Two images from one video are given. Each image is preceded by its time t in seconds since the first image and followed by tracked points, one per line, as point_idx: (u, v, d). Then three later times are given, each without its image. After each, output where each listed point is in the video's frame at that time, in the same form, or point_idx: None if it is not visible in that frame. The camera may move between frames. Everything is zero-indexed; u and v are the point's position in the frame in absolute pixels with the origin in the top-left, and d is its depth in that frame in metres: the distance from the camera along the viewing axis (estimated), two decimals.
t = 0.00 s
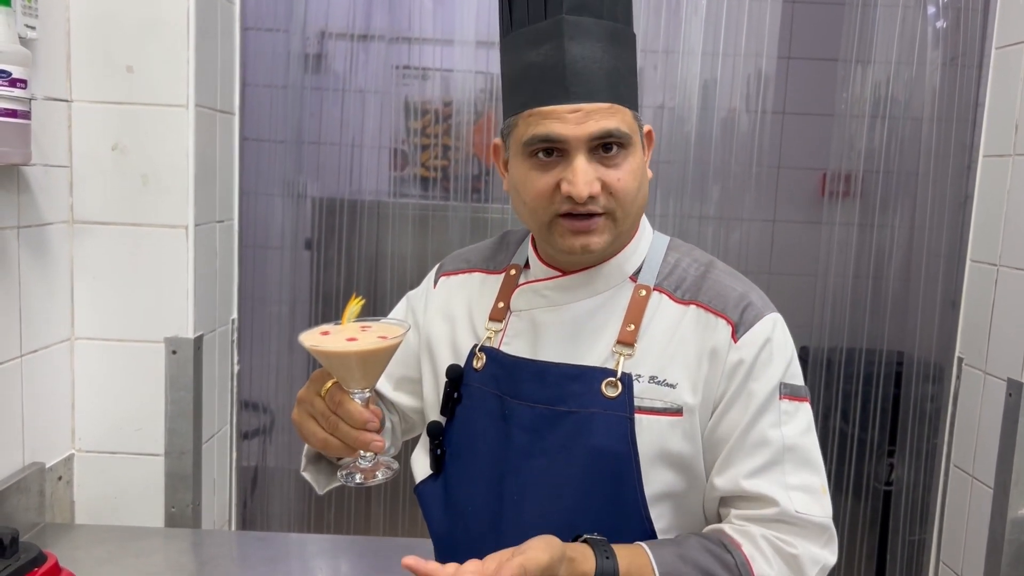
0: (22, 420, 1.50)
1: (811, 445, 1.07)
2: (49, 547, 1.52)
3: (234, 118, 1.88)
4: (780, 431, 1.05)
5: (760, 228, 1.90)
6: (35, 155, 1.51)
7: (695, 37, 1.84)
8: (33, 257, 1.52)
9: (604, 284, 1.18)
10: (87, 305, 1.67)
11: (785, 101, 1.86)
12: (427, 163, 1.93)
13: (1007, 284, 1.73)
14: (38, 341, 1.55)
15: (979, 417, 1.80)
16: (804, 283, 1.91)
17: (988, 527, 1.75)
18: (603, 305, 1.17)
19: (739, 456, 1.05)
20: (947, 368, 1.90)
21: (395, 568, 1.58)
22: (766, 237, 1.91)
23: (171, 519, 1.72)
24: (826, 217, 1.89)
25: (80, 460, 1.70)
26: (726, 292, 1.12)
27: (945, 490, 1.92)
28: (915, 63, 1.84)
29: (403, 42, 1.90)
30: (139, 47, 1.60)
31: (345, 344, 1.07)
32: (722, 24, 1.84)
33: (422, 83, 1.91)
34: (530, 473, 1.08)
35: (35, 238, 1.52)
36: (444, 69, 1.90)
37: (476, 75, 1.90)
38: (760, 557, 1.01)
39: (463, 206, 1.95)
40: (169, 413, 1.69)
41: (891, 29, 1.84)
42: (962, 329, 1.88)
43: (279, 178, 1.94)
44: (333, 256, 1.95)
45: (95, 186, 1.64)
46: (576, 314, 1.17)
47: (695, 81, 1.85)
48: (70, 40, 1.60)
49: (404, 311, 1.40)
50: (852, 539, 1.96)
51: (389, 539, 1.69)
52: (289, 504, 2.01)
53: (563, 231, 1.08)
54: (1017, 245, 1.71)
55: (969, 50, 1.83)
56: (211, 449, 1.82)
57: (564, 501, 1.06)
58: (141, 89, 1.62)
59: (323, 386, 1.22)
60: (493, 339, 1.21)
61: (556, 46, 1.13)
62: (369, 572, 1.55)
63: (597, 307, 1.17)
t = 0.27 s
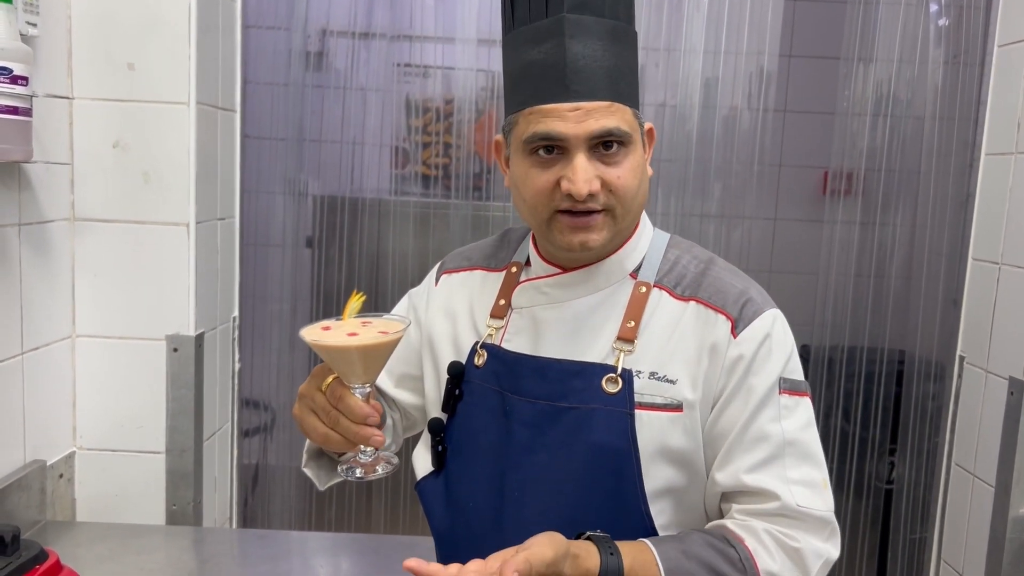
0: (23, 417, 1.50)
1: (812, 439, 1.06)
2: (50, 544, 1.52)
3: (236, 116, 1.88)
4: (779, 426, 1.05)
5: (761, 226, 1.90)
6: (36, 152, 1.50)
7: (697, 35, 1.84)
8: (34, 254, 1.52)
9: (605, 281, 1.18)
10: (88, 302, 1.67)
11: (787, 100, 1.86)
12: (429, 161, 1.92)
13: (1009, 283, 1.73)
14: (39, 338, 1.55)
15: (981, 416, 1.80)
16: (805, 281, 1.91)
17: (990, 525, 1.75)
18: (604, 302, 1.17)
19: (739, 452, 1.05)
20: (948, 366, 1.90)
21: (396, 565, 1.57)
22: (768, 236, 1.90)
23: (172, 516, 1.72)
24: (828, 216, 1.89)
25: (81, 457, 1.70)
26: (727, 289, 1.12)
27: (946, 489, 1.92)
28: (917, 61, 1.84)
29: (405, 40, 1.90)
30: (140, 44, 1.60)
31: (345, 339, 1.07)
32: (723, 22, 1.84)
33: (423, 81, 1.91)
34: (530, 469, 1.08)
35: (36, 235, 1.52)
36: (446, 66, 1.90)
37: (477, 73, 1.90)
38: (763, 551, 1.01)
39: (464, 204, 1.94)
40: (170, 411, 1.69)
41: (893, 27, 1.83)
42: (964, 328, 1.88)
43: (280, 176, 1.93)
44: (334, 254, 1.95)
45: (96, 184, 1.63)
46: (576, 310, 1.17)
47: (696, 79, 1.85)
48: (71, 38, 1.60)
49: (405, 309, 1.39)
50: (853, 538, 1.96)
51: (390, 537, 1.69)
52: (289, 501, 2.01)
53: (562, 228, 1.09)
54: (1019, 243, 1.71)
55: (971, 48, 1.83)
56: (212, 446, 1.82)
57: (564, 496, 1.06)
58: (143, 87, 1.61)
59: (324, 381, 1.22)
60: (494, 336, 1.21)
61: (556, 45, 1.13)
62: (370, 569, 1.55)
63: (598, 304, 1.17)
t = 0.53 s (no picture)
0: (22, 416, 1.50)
1: (808, 437, 1.06)
2: (50, 543, 1.52)
3: (236, 114, 1.88)
4: (776, 424, 1.05)
5: (761, 225, 1.90)
6: (35, 150, 1.50)
7: (698, 33, 1.84)
8: (34, 252, 1.51)
9: (605, 280, 1.18)
10: (88, 300, 1.67)
11: (787, 98, 1.86)
12: (428, 160, 1.92)
13: (1009, 282, 1.73)
14: (39, 337, 1.55)
15: (981, 414, 1.80)
16: (805, 280, 1.91)
17: (990, 524, 1.75)
18: (602, 300, 1.17)
19: (735, 450, 1.04)
20: (948, 365, 1.90)
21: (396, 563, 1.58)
22: (768, 235, 1.90)
23: (172, 515, 1.72)
24: (828, 214, 1.89)
25: (81, 456, 1.70)
26: (726, 286, 1.12)
27: (946, 488, 1.92)
28: (918, 60, 1.84)
29: (405, 38, 1.90)
30: (140, 42, 1.60)
31: (345, 337, 1.07)
32: (724, 21, 1.83)
33: (423, 80, 1.91)
34: (529, 466, 1.08)
35: (35, 233, 1.52)
36: (446, 65, 1.90)
37: (477, 72, 1.90)
38: (762, 549, 1.00)
39: (464, 203, 1.94)
40: (170, 409, 1.69)
41: (894, 26, 1.83)
42: (964, 327, 1.88)
43: (280, 174, 1.93)
44: (334, 253, 1.95)
45: (96, 182, 1.63)
46: (575, 307, 1.17)
47: (697, 78, 1.85)
48: (71, 36, 1.60)
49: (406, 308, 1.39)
50: (853, 537, 1.96)
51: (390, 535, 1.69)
52: (289, 500, 2.01)
53: (548, 236, 1.10)
54: (1020, 241, 1.71)
55: (971, 48, 1.83)
56: (212, 445, 1.82)
57: (563, 494, 1.06)
58: (143, 85, 1.61)
59: (323, 379, 1.22)
60: (493, 334, 1.20)
61: (556, 47, 1.13)
62: (370, 568, 1.55)
63: (597, 301, 1.17)
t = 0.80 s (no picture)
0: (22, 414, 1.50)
1: (810, 437, 1.06)
2: (50, 541, 1.52)
3: (235, 113, 1.88)
4: (779, 423, 1.04)
5: (760, 224, 1.90)
6: (35, 148, 1.50)
7: (697, 33, 1.84)
8: (34, 251, 1.52)
9: (605, 279, 1.18)
10: (88, 299, 1.67)
11: (786, 97, 1.86)
12: (428, 159, 1.92)
13: (1008, 281, 1.73)
14: (39, 335, 1.55)
15: (980, 413, 1.80)
16: (804, 280, 1.91)
17: (988, 522, 1.75)
18: (602, 300, 1.18)
19: (739, 449, 1.03)
20: (947, 364, 1.90)
21: (395, 562, 1.58)
22: (767, 234, 1.90)
23: (171, 513, 1.72)
24: (827, 214, 1.89)
25: (80, 454, 1.70)
26: (727, 287, 1.12)
27: (944, 487, 1.92)
28: (917, 60, 1.84)
29: (404, 37, 1.90)
30: (140, 42, 1.60)
31: (347, 334, 1.07)
32: (724, 20, 1.83)
33: (423, 79, 1.91)
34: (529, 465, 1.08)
35: (35, 232, 1.52)
36: (446, 64, 1.90)
37: (477, 70, 1.90)
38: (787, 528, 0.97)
39: (464, 202, 1.94)
40: (170, 408, 1.69)
41: (893, 25, 1.83)
42: (963, 326, 1.88)
43: (280, 174, 1.93)
44: (334, 252, 1.95)
45: (95, 181, 1.64)
46: (574, 308, 1.18)
47: (696, 77, 1.85)
48: (71, 35, 1.60)
49: (405, 306, 1.40)
50: (851, 535, 1.97)
51: (389, 533, 1.69)
52: (289, 499, 2.02)
53: (551, 233, 1.10)
54: (1019, 240, 1.71)
55: (971, 47, 1.83)
56: (212, 443, 1.82)
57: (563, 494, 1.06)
58: (143, 85, 1.61)
59: (324, 377, 1.22)
60: (493, 334, 1.21)
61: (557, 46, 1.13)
62: (369, 566, 1.56)
63: (597, 302, 1.18)
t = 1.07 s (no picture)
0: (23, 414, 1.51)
1: (817, 440, 1.06)
2: (50, 540, 1.53)
3: (234, 112, 1.88)
4: (785, 426, 1.04)
5: (759, 224, 1.90)
6: (35, 148, 1.51)
7: (697, 33, 1.84)
8: (33, 251, 1.52)
9: (605, 280, 1.18)
10: (88, 299, 1.67)
11: (785, 97, 1.86)
12: (427, 159, 1.93)
13: (1006, 281, 1.74)
14: (39, 335, 1.55)
15: (978, 413, 1.81)
16: (802, 279, 1.92)
17: (986, 521, 1.76)
18: (605, 301, 1.18)
19: (746, 453, 1.03)
20: (946, 364, 1.91)
21: (394, 561, 1.58)
22: (766, 234, 1.91)
23: (171, 513, 1.73)
24: (826, 213, 1.89)
25: (80, 454, 1.70)
26: (731, 289, 1.13)
27: (943, 486, 1.92)
28: (916, 60, 1.84)
29: (404, 37, 1.90)
30: (139, 41, 1.60)
31: (351, 338, 1.08)
32: (723, 20, 1.84)
33: (422, 79, 1.91)
34: (535, 467, 1.08)
35: (35, 232, 1.52)
36: (445, 64, 1.90)
37: (476, 70, 1.90)
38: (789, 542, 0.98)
39: (463, 201, 1.95)
40: (170, 407, 1.70)
41: (892, 25, 1.83)
42: (961, 325, 1.89)
43: (279, 173, 1.94)
44: (334, 251, 1.96)
45: (94, 181, 1.64)
46: (577, 309, 1.18)
47: (695, 77, 1.85)
48: (70, 34, 1.60)
49: (404, 306, 1.40)
50: (849, 534, 1.97)
51: (389, 532, 1.70)
52: (289, 498, 2.02)
53: (542, 240, 1.11)
54: (1017, 240, 1.71)
55: (969, 48, 1.83)
56: (211, 442, 1.83)
57: (569, 495, 1.06)
58: (142, 85, 1.62)
59: (327, 382, 1.23)
60: (495, 335, 1.21)
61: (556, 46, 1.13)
62: (370, 566, 1.56)
63: (599, 303, 1.18)
